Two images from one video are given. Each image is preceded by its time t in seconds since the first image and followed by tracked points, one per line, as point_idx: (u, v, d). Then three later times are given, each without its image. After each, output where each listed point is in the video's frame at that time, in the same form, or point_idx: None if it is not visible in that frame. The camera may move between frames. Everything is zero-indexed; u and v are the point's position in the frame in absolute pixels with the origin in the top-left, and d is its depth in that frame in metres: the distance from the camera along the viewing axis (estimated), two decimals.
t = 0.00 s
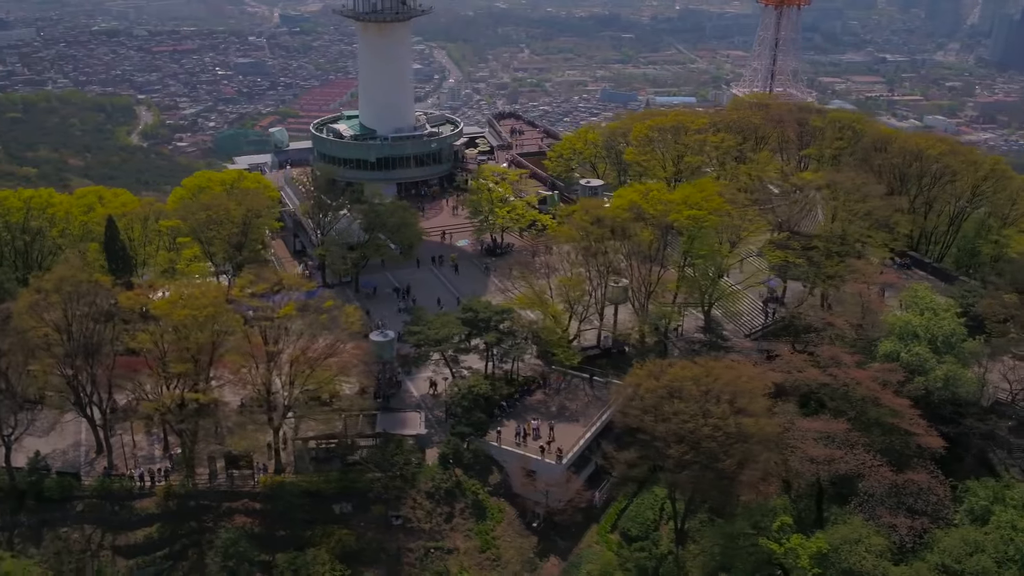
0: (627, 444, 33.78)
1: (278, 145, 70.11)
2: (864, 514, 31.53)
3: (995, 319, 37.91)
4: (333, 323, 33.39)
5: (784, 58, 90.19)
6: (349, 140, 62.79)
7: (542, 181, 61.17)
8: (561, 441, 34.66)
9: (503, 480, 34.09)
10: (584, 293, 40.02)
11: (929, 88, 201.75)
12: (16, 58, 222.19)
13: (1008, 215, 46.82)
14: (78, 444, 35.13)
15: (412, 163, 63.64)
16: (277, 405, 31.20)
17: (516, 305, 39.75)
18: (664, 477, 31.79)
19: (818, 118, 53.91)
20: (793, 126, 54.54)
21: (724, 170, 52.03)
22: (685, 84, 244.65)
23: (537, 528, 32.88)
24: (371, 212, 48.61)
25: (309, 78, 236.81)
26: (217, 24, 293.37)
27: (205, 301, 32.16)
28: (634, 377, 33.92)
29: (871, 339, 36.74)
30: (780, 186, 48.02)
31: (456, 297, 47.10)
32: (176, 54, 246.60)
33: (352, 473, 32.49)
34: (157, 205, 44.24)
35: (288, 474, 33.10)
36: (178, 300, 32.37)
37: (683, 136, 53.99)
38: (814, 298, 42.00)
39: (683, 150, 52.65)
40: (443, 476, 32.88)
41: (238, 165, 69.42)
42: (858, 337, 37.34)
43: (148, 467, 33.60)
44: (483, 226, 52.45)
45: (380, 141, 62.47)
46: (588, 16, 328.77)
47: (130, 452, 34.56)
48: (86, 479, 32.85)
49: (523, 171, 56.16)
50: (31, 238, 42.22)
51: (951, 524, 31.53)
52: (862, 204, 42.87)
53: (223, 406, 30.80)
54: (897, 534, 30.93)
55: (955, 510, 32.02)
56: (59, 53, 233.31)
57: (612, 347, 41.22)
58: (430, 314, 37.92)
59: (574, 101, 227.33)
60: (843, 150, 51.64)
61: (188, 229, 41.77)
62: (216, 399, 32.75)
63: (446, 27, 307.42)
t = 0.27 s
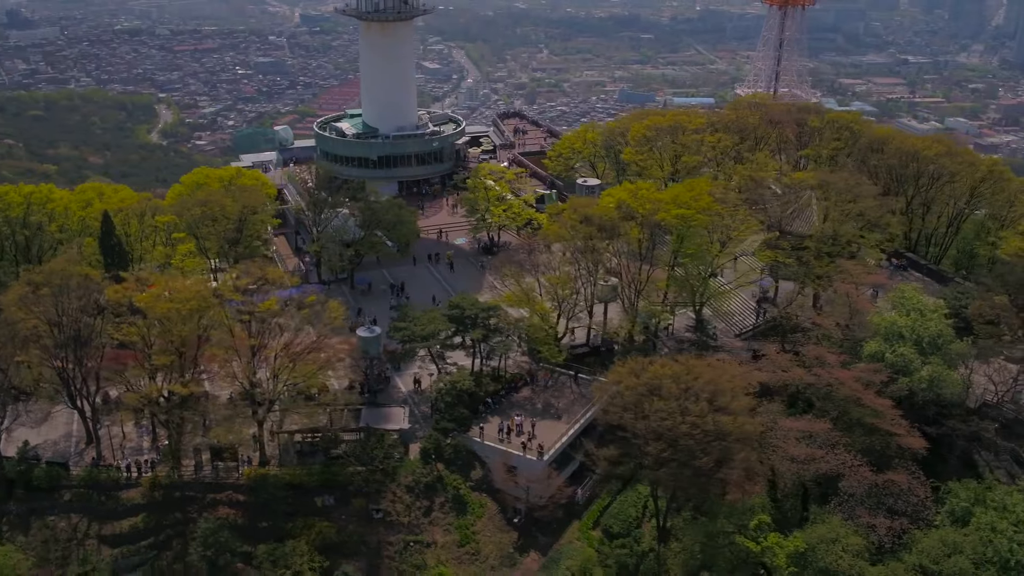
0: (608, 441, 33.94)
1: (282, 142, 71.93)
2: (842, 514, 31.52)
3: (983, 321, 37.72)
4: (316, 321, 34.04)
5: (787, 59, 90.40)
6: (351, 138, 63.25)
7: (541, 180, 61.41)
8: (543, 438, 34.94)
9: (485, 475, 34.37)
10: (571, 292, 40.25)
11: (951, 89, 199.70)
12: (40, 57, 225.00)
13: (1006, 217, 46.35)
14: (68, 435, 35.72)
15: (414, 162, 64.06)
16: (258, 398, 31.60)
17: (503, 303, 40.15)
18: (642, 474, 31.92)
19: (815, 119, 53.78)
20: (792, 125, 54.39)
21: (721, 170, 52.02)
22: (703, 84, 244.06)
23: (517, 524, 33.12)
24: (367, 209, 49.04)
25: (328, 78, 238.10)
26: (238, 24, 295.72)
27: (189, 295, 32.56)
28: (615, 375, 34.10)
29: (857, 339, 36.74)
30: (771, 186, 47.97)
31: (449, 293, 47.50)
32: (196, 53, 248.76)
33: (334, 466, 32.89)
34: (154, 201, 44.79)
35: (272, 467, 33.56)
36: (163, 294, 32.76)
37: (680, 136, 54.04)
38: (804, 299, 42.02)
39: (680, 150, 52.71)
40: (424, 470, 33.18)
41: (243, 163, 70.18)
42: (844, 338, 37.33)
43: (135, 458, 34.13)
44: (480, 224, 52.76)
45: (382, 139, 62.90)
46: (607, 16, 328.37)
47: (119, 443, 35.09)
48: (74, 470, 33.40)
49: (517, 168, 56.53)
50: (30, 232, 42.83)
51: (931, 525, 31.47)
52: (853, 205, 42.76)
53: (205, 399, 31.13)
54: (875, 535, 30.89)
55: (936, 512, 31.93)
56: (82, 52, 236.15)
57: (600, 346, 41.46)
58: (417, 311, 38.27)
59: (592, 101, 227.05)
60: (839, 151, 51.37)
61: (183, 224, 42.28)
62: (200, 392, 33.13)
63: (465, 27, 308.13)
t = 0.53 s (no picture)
0: (591, 439, 34.13)
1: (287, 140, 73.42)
2: (823, 514, 31.55)
3: (972, 322, 37.64)
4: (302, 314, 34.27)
5: (791, 58, 89.69)
6: (353, 137, 63.68)
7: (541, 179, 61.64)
8: (527, 435, 35.20)
9: (470, 471, 34.65)
10: (560, 291, 40.47)
11: (972, 91, 197.79)
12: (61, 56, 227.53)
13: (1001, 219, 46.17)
14: (61, 427, 36.27)
15: (415, 160, 64.44)
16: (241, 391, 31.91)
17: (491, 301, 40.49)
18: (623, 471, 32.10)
19: (813, 119, 53.71)
20: (791, 126, 54.33)
21: (718, 170, 52.04)
22: (719, 85, 243.06)
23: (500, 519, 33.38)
24: (364, 207, 49.44)
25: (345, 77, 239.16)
26: (257, 23, 297.73)
27: (175, 288, 32.87)
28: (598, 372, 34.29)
29: (843, 340, 36.75)
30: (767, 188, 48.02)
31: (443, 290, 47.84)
32: (215, 52, 250.67)
33: (319, 460, 33.27)
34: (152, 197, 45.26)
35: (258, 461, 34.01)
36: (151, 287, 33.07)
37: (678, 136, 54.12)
38: (795, 299, 42.03)
39: (678, 150, 52.79)
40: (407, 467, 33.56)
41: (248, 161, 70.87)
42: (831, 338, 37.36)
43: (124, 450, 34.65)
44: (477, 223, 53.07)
45: (384, 138, 63.30)
46: (625, 17, 327.89)
47: (110, 436, 35.59)
48: (64, 461, 33.92)
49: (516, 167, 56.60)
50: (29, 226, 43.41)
51: (912, 526, 31.43)
52: (844, 205, 42.81)
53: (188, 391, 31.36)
54: (855, 535, 30.88)
55: (918, 513, 31.88)
56: (103, 51, 238.56)
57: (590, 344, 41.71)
58: (407, 307, 38.61)
59: (608, 102, 226.65)
60: (834, 152, 51.33)
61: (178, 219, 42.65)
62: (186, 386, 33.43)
63: (483, 27, 308.61)
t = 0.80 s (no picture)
0: (573, 435, 34.32)
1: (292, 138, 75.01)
2: (802, 513, 31.53)
3: (959, 324, 37.54)
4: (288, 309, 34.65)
5: (795, 59, 89.77)
6: (355, 135, 64.12)
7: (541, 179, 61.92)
8: (510, 431, 35.47)
9: (453, 466, 34.95)
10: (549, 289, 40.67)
11: (995, 92, 195.69)
12: (84, 55, 229.84)
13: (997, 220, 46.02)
14: (53, 419, 36.87)
15: (417, 159, 64.83)
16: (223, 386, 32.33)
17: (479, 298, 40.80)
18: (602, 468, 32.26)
19: (810, 119, 53.60)
20: (789, 125, 54.20)
21: (715, 169, 52.07)
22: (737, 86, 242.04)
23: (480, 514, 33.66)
24: (360, 204, 49.85)
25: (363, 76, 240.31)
26: (277, 23, 299.80)
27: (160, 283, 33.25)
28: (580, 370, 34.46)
29: (829, 340, 36.76)
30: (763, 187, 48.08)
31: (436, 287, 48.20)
32: (235, 52, 252.67)
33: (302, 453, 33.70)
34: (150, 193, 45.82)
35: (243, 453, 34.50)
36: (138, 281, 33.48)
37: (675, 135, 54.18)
38: (785, 299, 42.06)
39: (675, 149, 52.88)
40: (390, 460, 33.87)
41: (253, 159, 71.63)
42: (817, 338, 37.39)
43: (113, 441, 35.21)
44: (474, 221, 53.42)
45: (385, 136, 63.72)
46: (644, 17, 327.34)
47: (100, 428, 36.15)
48: (54, 451, 34.50)
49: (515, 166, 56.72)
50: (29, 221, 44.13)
51: (891, 527, 31.35)
52: (835, 206, 42.78)
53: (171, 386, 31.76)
54: (833, 535, 30.83)
55: (898, 514, 31.80)
56: (125, 49, 241.06)
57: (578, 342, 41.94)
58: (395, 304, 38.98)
59: (626, 102, 226.22)
60: (832, 152, 51.27)
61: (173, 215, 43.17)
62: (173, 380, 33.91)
63: (501, 27, 309.01)
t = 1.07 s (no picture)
0: (556, 432, 34.56)
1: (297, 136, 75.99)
2: (782, 512, 31.51)
3: (946, 325, 37.49)
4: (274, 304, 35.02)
5: (800, 59, 89.72)
6: (357, 134, 64.54)
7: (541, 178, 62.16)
8: (495, 428, 35.80)
9: (437, 462, 35.29)
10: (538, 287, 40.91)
11: (1016, 95, 193.70)
12: (104, 54, 232.32)
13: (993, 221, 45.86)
14: (47, 411, 37.50)
15: (418, 158, 65.18)
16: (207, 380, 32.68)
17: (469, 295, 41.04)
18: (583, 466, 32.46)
19: (807, 120, 53.53)
20: (787, 125, 54.18)
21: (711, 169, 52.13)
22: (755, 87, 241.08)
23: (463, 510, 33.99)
24: (357, 202, 50.28)
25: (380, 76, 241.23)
26: (295, 23, 301.62)
27: (147, 279, 33.62)
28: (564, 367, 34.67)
29: (815, 340, 36.83)
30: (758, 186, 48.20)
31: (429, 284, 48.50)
32: (253, 51, 254.44)
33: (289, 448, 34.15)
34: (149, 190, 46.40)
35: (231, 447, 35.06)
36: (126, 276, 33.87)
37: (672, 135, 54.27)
38: (776, 299, 42.15)
39: (672, 149, 53.01)
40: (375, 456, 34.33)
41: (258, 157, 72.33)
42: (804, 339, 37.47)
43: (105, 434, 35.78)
44: (471, 220, 53.76)
45: (387, 135, 64.11)
46: (661, 18, 326.66)
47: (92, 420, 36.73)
48: (46, 443, 35.11)
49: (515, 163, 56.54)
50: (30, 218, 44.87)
51: (872, 527, 31.28)
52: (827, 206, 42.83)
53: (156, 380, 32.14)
54: (812, 534, 30.76)
55: (880, 514, 31.72)
56: (144, 48, 243.32)
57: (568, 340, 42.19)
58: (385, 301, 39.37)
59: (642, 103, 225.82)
60: (828, 152, 51.22)
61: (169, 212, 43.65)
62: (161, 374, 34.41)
63: (518, 27, 309.34)
